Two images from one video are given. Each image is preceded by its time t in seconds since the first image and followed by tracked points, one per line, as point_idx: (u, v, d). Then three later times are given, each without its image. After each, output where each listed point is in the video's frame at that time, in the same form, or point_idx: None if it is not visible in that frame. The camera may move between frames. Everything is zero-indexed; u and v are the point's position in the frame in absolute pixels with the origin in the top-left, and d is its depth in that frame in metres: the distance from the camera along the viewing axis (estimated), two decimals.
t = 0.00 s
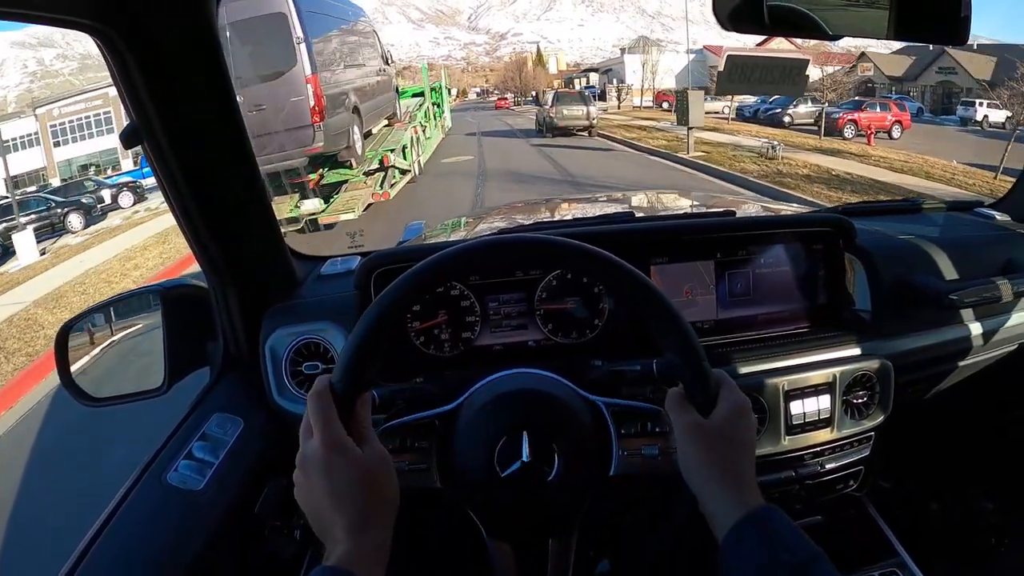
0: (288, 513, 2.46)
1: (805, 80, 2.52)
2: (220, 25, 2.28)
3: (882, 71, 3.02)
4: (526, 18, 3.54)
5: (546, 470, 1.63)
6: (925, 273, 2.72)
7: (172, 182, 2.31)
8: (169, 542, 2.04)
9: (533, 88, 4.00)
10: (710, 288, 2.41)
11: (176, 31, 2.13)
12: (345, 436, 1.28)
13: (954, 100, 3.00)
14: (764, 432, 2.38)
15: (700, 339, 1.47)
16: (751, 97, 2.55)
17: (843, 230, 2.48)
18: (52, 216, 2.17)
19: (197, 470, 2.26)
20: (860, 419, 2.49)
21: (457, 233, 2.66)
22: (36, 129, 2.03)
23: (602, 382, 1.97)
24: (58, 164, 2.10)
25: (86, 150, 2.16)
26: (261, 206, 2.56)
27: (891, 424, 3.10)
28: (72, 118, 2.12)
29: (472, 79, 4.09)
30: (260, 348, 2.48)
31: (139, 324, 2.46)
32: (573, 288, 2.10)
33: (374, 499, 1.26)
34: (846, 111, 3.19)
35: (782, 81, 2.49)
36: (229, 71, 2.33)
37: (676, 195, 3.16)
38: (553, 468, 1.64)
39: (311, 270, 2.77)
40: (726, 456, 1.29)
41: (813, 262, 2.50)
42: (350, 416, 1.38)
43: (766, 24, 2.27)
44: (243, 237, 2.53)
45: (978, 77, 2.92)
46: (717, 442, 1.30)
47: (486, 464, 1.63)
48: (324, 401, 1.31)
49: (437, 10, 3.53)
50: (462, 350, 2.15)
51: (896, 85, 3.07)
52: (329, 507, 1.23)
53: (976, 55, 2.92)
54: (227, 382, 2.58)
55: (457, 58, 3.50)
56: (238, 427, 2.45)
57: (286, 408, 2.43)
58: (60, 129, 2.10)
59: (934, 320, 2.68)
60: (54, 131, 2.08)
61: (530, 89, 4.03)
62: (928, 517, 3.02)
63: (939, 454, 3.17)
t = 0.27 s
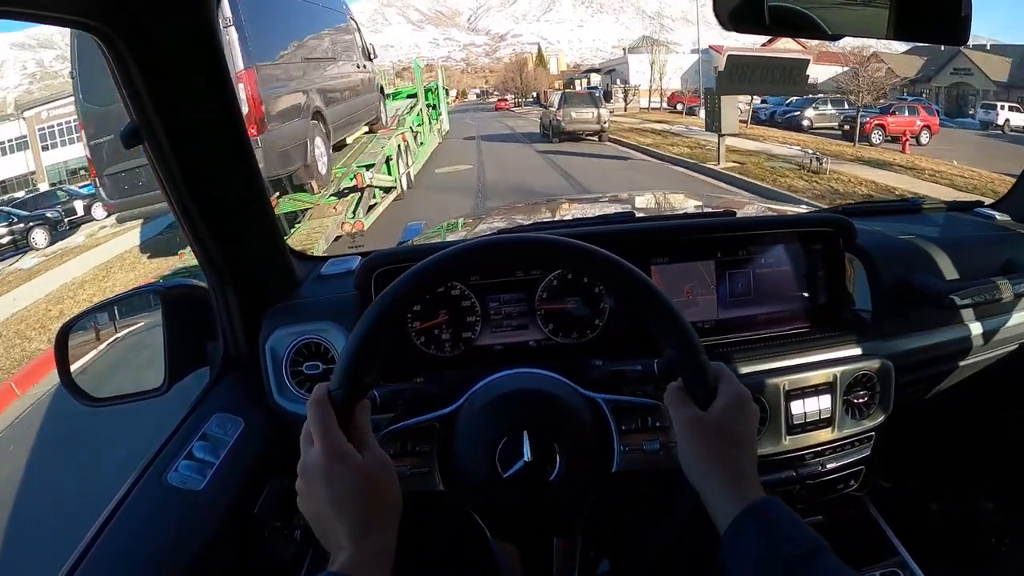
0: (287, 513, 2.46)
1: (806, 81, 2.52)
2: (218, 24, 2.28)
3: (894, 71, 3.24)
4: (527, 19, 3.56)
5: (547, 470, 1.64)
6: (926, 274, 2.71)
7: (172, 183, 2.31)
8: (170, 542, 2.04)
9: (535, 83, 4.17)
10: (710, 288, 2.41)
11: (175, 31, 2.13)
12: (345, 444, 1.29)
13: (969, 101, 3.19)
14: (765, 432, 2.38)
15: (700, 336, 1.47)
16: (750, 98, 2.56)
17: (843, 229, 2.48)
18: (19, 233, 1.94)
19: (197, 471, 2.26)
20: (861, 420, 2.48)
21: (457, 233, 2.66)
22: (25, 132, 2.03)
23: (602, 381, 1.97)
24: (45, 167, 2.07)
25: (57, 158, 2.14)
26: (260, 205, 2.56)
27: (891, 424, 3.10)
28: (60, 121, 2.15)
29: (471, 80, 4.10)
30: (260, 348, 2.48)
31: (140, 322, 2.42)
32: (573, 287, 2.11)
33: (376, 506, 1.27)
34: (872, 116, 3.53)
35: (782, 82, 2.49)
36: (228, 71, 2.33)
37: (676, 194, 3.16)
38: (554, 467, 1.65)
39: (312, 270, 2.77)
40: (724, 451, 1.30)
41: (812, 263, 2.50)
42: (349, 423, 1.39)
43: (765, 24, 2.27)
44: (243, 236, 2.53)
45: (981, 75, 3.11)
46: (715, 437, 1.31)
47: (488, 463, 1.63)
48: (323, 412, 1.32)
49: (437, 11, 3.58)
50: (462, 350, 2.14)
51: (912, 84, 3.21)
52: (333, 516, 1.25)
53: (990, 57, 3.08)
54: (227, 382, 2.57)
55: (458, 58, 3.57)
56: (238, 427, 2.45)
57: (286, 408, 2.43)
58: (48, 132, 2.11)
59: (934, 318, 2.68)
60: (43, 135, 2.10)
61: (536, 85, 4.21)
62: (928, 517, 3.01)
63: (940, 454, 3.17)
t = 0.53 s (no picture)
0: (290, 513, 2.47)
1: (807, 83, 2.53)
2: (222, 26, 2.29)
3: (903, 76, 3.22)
4: (527, 21, 3.56)
5: (551, 470, 1.65)
6: (926, 275, 2.72)
7: (176, 183, 2.32)
8: (174, 541, 2.05)
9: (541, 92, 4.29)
10: (712, 289, 2.41)
11: (181, 34, 2.14)
12: (349, 450, 1.30)
13: (986, 105, 2.97)
14: (766, 433, 2.39)
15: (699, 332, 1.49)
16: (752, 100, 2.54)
17: (845, 231, 2.48)
18: None
19: (200, 470, 2.27)
20: (861, 420, 2.50)
21: (459, 235, 2.67)
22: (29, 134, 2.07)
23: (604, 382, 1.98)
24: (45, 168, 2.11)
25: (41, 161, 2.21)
26: (261, 205, 2.57)
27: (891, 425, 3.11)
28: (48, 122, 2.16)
29: (472, 82, 4.11)
30: (263, 349, 2.49)
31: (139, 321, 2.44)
32: (575, 288, 2.12)
33: (380, 511, 1.29)
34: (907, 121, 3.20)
35: (785, 84, 2.50)
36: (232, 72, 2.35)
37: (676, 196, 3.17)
38: (558, 467, 1.66)
39: (315, 271, 2.79)
40: (729, 440, 1.31)
41: (813, 264, 2.51)
42: (353, 429, 1.40)
43: (766, 27, 2.27)
44: (246, 237, 2.54)
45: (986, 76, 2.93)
46: (717, 428, 1.33)
47: (491, 462, 1.64)
48: (327, 421, 1.33)
49: (438, 12, 3.60)
50: (465, 351, 2.15)
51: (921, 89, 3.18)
52: (338, 522, 1.27)
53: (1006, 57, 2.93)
54: (230, 383, 2.58)
55: (459, 59, 3.58)
56: (241, 427, 2.46)
57: (289, 408, 2.43)
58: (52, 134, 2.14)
59: (934, 319, 2.69)
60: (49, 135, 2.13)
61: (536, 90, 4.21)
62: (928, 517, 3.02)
63: (940, 455, 3.18)
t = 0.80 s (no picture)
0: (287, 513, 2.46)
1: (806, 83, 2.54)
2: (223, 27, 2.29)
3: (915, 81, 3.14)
4: (527, 21, 3.58)
5: (549, 470, 1.64)
6: (926, 276, 2.71)
7: (174, 183, 2.31)
8: (171, 541, 2.04)
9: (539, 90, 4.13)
10: (711, 290, 2.41)
11: (181, 37, 2.14)
12: (347, 453, 1.29)
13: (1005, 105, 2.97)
14: (765, 433, 2.38)
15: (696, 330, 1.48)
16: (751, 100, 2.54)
17: (844, 232, 2.48)
18: None
19: (197, 470, 2.26)
20: (861, 421, 2.49)
21: (457, 235, 2.67)
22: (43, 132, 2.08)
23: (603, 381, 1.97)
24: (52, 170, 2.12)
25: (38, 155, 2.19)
26: (258, 204, 2.56)
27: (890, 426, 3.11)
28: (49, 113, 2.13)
29: (471, 82, 4.11)
30: (261, 348, 2.48)
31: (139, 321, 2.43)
32: (574, 288, 2.11)
33: (379, 514, 1.28)
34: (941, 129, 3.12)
35: (783, 84, 2.51)
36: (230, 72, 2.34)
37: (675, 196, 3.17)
38: (556, 467, 1.65)
39: (313, 271, 2.78)
40: (727, 437, 1.30)
41: (812, 264, 2.50)
42: (350, 429, 1.39)
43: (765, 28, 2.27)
44: (245, 237, 2.54)
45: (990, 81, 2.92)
46: (715, 425, 1.32)
47: (489, 463, 1.64)
48: (324, 423, 1.32)
49: (438, 14, 3.70)
50: (463, 351, 2.15)
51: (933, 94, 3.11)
52: (336, 523, 1.26)
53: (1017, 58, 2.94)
54: (228, 383, 2.57)
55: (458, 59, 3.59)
56: (238, 427, 2.45)
57: (287, 408, 2.42)
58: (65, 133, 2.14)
59: (934, 320, 2.68)
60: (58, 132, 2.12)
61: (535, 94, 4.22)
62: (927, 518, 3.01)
63: (939, 457, 3.17)
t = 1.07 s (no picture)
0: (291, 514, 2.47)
1: (804, 86, 2.57)
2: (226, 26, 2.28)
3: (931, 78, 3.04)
4: (528, 22, 3.58)
5: (552, 472, 1.65)
6: (926, 277, 2.72)
7: (179, 185, 2.33)
8: (175, 542, 2.06)
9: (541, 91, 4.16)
10: (713, 292, 2.42)
11: (182, 34, 2.14)
12: (351, 457, 1.30)
13: None
14: (766, 435, 2.39)
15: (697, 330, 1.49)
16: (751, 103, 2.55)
17: (844, 234, 2.50)
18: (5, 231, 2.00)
19: (201, 472, 2.28)
20: (862, 422, 2.49)
21: (460, 237, 2.67)
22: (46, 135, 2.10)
23: (605, 383, 1.99)
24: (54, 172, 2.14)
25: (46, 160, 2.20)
26: (262, 205, 2.56)
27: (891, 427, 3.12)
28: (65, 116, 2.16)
29: (472, 84, 4.13)
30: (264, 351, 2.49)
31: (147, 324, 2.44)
32: (577, 290, 2.12)
33: (384, 517, 1.29)
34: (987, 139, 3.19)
35: (781, 87, 2.53)
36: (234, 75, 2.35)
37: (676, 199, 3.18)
38: (559, 469, 1.66)
39: (316, 273, 2.79)
40: (727, 439, 1.32)
41: (812, 266, 2.52)
42: (355, 433, 1.40)
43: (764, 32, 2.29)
44: (247, 237, 2.54)
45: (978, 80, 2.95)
46: (715, 426, 1.33)
47: (492, 465, 1.65)
48: (328, 427, 1.34)
49: (438, 14, 3.72)
50: (466, 353, 2.16)
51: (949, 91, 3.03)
52: (341, 527, 1.28)
53: None
54: (231, 386, 2.59)
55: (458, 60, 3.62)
56: (242, 429, 2.47)
57: (289, 410, 2.43)
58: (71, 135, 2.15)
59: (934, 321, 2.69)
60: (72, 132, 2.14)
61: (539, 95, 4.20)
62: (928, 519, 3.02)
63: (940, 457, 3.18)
